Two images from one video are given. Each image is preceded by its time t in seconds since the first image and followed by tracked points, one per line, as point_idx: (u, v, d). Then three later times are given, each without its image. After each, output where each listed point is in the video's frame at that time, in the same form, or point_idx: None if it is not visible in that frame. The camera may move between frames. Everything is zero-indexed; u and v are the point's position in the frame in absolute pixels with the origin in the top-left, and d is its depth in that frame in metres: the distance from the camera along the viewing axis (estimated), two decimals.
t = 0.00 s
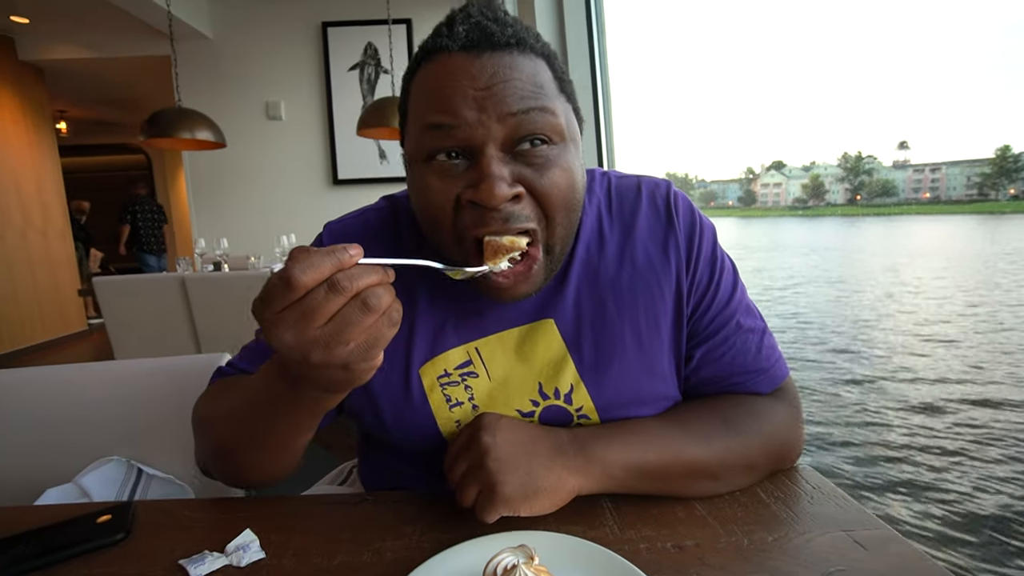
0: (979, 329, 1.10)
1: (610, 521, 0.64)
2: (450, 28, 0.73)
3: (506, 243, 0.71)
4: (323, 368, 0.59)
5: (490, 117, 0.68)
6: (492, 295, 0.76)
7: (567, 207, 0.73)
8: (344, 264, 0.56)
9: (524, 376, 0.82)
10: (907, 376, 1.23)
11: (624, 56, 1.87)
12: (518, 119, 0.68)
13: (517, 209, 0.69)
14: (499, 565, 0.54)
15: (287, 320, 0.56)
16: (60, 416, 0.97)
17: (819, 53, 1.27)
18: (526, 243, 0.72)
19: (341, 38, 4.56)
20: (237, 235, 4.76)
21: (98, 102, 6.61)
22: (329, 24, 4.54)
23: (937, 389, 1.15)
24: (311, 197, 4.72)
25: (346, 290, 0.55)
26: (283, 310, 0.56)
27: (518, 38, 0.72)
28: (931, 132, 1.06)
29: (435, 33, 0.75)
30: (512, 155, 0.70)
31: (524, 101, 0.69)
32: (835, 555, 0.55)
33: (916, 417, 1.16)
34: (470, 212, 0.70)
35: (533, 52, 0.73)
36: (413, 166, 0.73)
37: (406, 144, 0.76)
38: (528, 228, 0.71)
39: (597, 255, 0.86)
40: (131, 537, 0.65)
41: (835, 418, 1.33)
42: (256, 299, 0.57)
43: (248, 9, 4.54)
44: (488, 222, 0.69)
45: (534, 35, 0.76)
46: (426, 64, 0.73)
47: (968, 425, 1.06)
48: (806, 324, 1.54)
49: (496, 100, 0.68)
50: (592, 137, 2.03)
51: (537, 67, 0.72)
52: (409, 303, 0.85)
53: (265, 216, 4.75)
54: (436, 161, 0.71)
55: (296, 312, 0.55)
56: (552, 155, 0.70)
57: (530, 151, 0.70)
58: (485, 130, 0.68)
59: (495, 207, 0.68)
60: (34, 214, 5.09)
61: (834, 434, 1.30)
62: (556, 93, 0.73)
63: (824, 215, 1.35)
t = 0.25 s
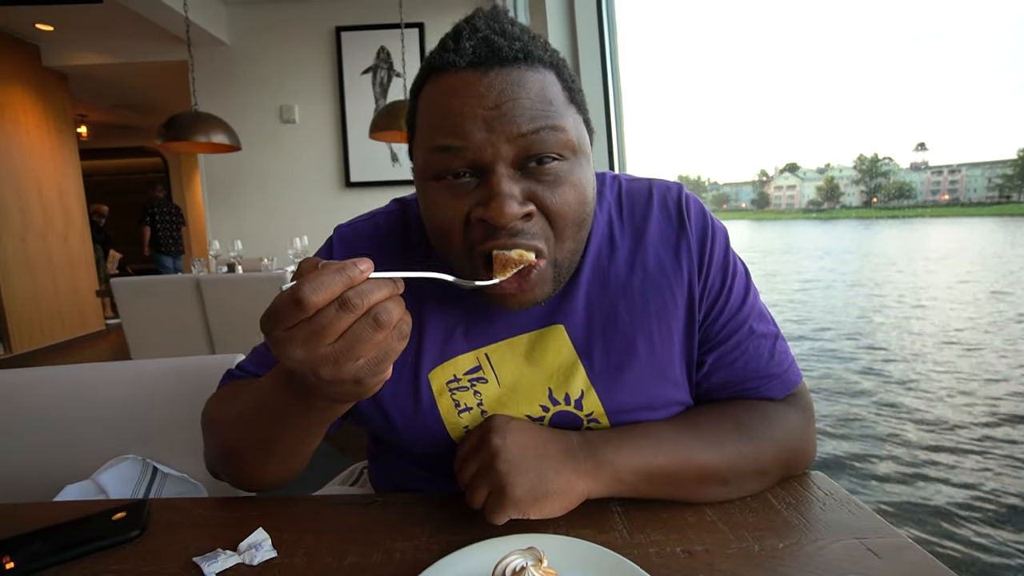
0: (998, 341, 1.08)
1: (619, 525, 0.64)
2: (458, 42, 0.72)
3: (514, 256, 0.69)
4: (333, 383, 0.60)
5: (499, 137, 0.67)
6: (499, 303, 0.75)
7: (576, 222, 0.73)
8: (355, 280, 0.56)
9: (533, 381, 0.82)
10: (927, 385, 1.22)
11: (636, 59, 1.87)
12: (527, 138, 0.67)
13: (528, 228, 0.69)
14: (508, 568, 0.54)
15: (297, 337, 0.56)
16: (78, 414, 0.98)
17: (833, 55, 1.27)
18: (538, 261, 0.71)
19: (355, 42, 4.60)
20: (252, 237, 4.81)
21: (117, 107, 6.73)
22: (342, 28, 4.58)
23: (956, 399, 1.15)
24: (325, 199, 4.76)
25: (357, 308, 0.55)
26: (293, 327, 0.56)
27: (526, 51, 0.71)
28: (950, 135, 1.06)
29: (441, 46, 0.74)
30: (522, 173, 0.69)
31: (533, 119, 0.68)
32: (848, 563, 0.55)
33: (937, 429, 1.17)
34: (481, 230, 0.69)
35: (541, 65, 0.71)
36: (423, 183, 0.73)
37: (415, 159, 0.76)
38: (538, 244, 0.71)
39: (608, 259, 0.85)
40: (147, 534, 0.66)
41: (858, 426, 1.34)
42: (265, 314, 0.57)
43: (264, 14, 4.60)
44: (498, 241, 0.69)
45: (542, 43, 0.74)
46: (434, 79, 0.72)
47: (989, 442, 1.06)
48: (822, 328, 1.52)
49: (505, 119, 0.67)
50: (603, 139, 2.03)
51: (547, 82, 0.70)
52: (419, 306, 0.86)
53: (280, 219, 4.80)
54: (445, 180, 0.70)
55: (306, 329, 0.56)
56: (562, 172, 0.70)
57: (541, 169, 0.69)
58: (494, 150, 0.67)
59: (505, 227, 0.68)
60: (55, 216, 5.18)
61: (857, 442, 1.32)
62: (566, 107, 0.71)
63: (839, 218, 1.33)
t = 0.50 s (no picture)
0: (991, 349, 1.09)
1: (619, 532, 0.64)
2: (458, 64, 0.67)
3: (521, 288, 0.69)
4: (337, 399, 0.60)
5: (505, 171, 0.64)
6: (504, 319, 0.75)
7: (581, 243, 0.72)
8: (366, 304, 0.55)
9: (533, 386, 0.82)
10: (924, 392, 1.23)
11: (639, 65, 1.87)
12: (534, 171, 0.65)
13: (534, 255, 0.68)
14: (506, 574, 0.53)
15: (304, 357, 0.56)
16: (80, 417, 0.99)
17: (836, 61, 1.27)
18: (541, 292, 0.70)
19: (359, 47, 4.62)
20: (257, 240, 4.83)
21: (124, 110, 6.78)
22: (347, 33, 4.60)
23: (952, 406, 1.16)
24: (329, 203, 4.77)
25: (367, 332, 0.56)
26: (300, 345, 0.56)
27: (531, 74, 0.66)
28: (953, 139, 1.04)
29: (440, 64, 0.69)
30: (529, 203, 0.67)
31: (540, 152, 0.65)
32: (849, 572, 0.54)
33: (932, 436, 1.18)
34: (487, 260, 0.68)
35: (546, 88, 0.67)
36: (427, 210, 0.71)
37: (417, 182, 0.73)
38: (545, 270, 0.70)
39: (608, 265, 0.85)
40: (147, 537, 0.66)
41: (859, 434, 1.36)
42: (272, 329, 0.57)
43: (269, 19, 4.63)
44: (505, 269, 0.68)
45: (544, 61, 0.70)
46: (435, 104, 0.68)
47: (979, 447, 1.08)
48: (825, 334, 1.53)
49: (511, 153, 0.64)
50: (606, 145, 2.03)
51: (552, 109, 0.66)
52: (419, 310, 0.86)
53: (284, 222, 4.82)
54: (450, 208, 0.68)
55: (314, 350, 0.56)
56: (568, 199, 0.68)
57: (548, 199, 0.67)
58: (500, 184, 0.65)
59: (512, 256, 0.67)
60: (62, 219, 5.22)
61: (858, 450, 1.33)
62: (572, 133, 0.68)
63: (843, 224, 1.33)
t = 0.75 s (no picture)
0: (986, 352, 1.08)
1: (619, 532, 0.64)
2: (456, 77, 0.65)
3: (513, 310, 0.68)
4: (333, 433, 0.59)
5: (502, 187, 0.63)
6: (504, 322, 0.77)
7: (577, 254, 0.71)
8: (360, 346, 0.53)
9: (533, 385, 0.82)
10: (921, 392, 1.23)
11: (639, 65, 1.87)
12: (531, 187, 0.64)
13: (530, 268, 0.68)
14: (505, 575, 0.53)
15: (298, 399, 0.54)
16: (80, 419, 0.99)
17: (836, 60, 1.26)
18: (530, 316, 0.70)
19: (359, 48, 4.62)
20: (257, 241, 4.84)
21: (124, 112, 6.78)
22: (346, 34, 4.60)
23: (950, 408, 1.16)
24: (329, 204, 4.78)
25: (362, 373, 0.53)
26: (290, 392, 0.54)
27: (528, 87, 0.64)
28: (954, 138, 1.04)
29: (438, 74, 0.68)
30: (526, 217, 0.66)
31: (537, 168, 0.63)
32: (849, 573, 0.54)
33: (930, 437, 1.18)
34: (484, 271, 0.68)
35: (544, 100, 0.65)
36: (426, 220, 0.71)
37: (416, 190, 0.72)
38: (540, 281, 0.70)
39: (607, 264, 0.85)
40: (147, 538, 0.66)
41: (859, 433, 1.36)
42: (262, 371, 0.54)
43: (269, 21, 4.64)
44: (501, 282, 0.68)
45: (541, 69, 0.68)
46: (432, 116, 0.66)
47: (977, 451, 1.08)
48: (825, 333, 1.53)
49: (508, 170, 0.63)
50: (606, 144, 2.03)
51: (550, 123, 0.65)
52: (419, 311, 0.85)
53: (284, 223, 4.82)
54: (448, 221, 0.68)
55: (307, 395, 0.54)
56: (565, 213, 0.67)
57: (545, 213, 0.66)
58: (497, 199, 0.64)
59: (509, 270, 0.67)
60: (62, 221, 5.22)
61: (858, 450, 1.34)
62: (570, 145, 0.66)
63: (843, 223, 1.34)
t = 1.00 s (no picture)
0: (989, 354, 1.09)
1: (622, 530, 0.64)
2: (464, 80, 0.65)
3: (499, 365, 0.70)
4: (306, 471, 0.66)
5: (508, 192, 0.63)
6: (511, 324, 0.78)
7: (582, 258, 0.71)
8: (320, 401, 0.60)
9: (537, 382, 0.82)
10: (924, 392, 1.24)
11: (642, 62, 1.87)
12: (535, 191, 0.64)
13: (532, 272, 0.68)
14: (510, 571, 0.53)
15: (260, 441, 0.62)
16: (85, 415, 0.99)
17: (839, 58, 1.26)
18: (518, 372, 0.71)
19: (361, 46, 4.62)
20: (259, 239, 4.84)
21: (126, 111, 6.79)
22: (348, 33, 4.60)
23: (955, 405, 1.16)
24: (331, 203, 4.78)
25: (319, 426, 0.61)
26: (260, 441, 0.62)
27: (535, 92, 0.64)
28: (957, 137, 1.04)
29: (446, 75, 0.68)
30: (530, 221, 0.66)
31: (543, 173, 0.63)
32: (852, 571, 0.54)
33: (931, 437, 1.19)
34: (489, 275, 0.69)
35: (551, 105, 0.65)
36: (432, 221, 0.71)
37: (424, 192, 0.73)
38: (544, 285, 0.70)
39: (611, 261, 0.85)
40: (152, 533, 0.66)
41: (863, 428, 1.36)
42: (229, 411, 0.62)
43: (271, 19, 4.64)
44: (505, 285, 0.68)
45: (549, 71, 0.67)
46: (439, 120, 0.66)
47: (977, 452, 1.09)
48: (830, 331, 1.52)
49: (514, 174, 0.63)
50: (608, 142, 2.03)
51: (556, 127, 0.64)
52: (424, 309, 0.85)
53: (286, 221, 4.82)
54: (453, 223, 0.68)
55: (275, 444, 0.62)
56: (570, 217, 0.67)
57: (549, 218, 0.66)
58: (503, 203, 0.64)
59: (511, 274, 0.67)
60: (65, 219, 5.23)
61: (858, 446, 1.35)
62: (577, 150, 0.66)
63: (847, 221, 1.34)
